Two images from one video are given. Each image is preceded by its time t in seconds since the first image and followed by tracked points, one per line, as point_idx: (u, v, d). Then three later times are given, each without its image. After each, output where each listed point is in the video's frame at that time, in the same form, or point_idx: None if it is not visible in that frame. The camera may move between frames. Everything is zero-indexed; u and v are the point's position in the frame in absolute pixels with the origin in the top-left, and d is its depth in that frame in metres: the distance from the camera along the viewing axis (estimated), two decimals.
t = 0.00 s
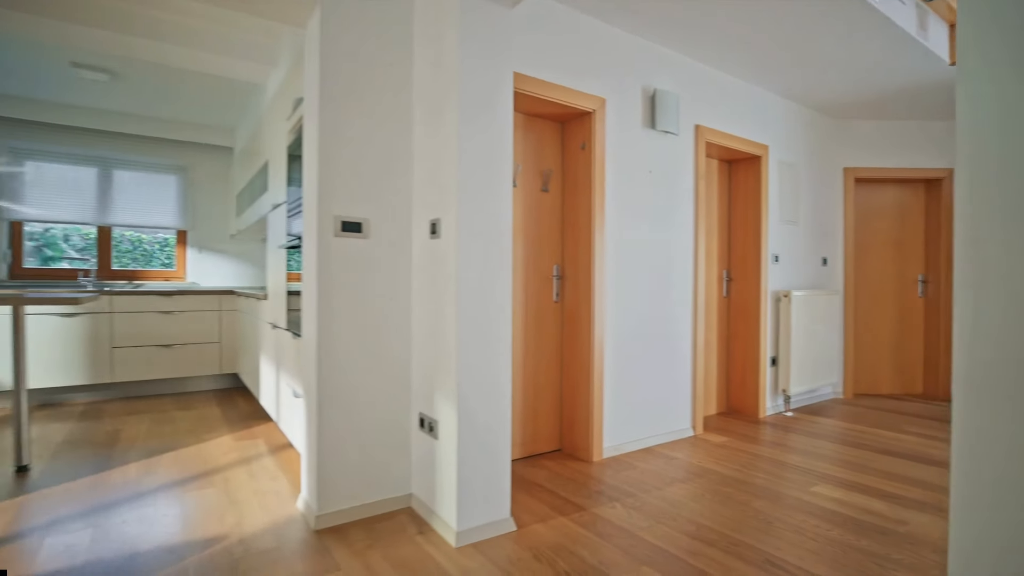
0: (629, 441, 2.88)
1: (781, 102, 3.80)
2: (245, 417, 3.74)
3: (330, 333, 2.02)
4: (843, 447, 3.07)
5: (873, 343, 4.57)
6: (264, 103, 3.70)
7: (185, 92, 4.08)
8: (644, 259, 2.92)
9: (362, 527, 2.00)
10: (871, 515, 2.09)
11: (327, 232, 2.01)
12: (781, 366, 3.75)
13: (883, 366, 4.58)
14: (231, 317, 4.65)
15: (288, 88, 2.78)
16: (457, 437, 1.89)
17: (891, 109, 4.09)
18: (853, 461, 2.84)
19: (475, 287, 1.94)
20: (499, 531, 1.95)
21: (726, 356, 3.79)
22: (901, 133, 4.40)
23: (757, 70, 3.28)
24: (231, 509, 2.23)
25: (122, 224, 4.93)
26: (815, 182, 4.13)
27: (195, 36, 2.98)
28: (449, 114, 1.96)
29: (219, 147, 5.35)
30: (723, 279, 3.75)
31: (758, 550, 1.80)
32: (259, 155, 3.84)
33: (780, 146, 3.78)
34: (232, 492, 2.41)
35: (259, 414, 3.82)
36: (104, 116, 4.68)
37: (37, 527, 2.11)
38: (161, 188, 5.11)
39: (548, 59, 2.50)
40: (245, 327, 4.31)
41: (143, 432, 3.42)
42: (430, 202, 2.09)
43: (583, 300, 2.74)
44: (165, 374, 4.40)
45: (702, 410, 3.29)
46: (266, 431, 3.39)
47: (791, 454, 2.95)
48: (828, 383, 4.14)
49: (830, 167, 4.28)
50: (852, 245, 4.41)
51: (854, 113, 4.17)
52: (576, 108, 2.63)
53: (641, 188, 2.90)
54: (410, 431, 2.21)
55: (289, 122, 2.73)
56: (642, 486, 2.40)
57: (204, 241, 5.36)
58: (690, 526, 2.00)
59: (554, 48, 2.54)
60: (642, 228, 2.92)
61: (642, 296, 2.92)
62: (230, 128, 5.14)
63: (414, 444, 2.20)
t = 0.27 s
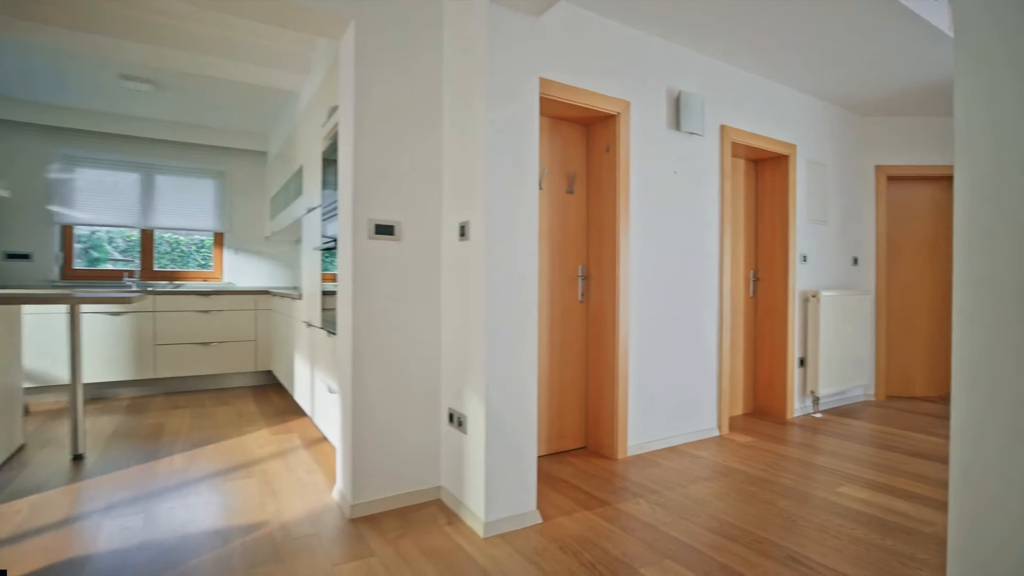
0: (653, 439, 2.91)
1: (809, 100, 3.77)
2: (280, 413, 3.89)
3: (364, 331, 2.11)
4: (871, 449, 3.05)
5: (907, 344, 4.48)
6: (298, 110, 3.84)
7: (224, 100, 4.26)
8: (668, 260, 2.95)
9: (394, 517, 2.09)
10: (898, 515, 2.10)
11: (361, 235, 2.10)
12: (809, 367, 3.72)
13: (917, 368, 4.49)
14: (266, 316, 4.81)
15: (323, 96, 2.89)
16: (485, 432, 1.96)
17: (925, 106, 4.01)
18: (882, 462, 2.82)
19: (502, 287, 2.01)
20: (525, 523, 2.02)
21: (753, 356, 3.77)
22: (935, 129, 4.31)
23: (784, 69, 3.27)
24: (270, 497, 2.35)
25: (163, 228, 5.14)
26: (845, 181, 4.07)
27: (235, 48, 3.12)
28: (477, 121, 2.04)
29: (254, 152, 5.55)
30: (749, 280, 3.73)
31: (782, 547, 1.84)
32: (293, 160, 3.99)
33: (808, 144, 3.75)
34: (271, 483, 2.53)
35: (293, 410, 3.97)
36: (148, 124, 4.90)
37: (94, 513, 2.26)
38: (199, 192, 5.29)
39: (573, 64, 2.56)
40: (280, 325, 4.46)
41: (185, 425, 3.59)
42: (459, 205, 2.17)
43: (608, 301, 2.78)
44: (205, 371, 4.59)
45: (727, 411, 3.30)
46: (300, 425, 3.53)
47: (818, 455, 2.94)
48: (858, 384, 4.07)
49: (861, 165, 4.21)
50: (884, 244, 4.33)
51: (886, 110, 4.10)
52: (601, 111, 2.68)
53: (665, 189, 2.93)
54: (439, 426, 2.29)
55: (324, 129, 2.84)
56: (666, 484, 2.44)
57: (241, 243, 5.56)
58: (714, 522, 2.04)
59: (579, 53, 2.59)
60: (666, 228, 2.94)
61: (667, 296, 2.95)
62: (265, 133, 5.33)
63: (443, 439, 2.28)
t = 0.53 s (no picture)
0: (677, 437, 2.95)
1: (837, 100, 3.74)
2: (313, 408, 4.04)
3: (397, 329, 2.21)
4: (900, 450, 3.02)
5: (940, 347, 4.39)
6: (331, 116, 3.98)
7: (261, 109, 4.44)
8: (692, 260, 2.98)
9: (424, 507, 2.19)
10: (922, 515, 2.10)
11: (394, 237, 2.20)
12: (836, 369, 3.69)
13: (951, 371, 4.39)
14: (299, 315, 4.98)
15: (357, 104, 3.02)
16: (512, 426, 2.04)
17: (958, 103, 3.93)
18: (910, 464, 2.80)
19: (528, 288, 2.08)
20: (550, 515, 2.09)
21: (778, 357, 3.76)
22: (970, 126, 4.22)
23: (810, 69, 3.27)
24: (306, 487, 2.47)
25: (203, 230, 5.37)
26: (874, 180, 4.02)
27: (273, 59, 3.27)
28: (505, 128, 2.12)
29: (288, 157, 5.75)
30: (775, 280, 3.72)
31: (803, 543, 1.87)
32: (326, 165, 4.13)
33: (835, 143, 3.72)
34: (307, 473, 2.65)
35: (325, 406, 4.11)
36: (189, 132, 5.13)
37: (146, 498, 2.42)
38: (237, 196, 5.52)
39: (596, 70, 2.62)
40: (312, 324, 4.62)
41: (225, 419, 3.76)
42: (487, 209, 2.25)
43: (631, 301, 2.83)
44: (241, 367, 4.78)
45: (752, 411, 3.30)
46: (333, 420, 3.66)
47: (844, 455, 2.93)
48: (889, 386, 4.01)
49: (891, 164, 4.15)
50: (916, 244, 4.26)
51: (917, 108, 4.03)
52: (625, 115, 2.73)
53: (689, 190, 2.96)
54: (467, 420, 2.38)
55: (357, 135, 2.96)
56: (689, 481, 2.48)
57: (275, 244, 5.75)
58: (736, 518, 2.08)
59: (603, 59, 2.65)
60: (690, 229, 2.97)
61: (690, 296, 2.98)
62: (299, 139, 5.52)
63: (470, 433, 2.37)
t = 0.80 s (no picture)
0: (699, 436, 2.99)
1: (864, 99, 3.71)
2: (344, 404, 4.18)
3: (426, 327, 2.32)
4: (927, 452, 3.00)
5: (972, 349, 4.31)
6: (362, 123, 4.13)
7: (295, 116, 4.61)
8: (714, 261, 3.02)
9: (452, 497, 2.29)
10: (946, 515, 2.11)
11: (424, 240, 2.31)
12: (862, 370, 3.67)
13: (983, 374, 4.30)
14: (330, 314, 5.15)
15: (388, 112, 3.14)
16: (536, 420, 2.12)
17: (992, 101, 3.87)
18: (937, 465, 2.79)
19: (552, 287, 2.16)
20: (573, 507, 2.17)
21: (803, 358, 3.76)
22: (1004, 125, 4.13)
23: (835, 70, 3.27)
24: (341, 477, 2.60)
25: (238, 232, 5.58)
26: (903, 180, 3.98)
27: (307, 69, 3.42)
28: (530, 134, 2.21)
29: (320, 162, 5.93)
30: (799, 281, 3.72)
31: (822, 538, 1.91)
32: (357, 169, 4.27)
33: (862, 143, 3.70)
34: (341, 465, 2.78)
35: (356, 402, 4.25)
36: (227, 139, 5.35)
37: (193, 485, 2.59)
38: (271, 199, 5.72)
39: (619, 76, 2.69)
40: (343, 324, 4.78)
41: (261, 413, 3.93)
42: (512, 213, 2.34)
43: (654, 301, 2.88)
44: (275, 365, 4.96)
45: (775, 411, 3.32)
46: (363, 416, 3.79)
47: (869, 455, 2.93)
48: (917, 388, 3.97)
49: (921, 164, 4.10)
50: (947, 245, 4.20)
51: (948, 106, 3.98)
52: (647, 119, 2.79)
53: (711, 192, 3.00)
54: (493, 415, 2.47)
55: (388, 142, 3.09)
56: (710, 477, 2.53)
57: (307, 246, 5.94)
58: (756, 514, 2.12)
59: (626, 65, 2.72)
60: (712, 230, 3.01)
61: (712, 296, 3.02)
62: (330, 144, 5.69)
63: (496, 428, 2.46)
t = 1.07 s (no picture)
0: (720, 435, 3.02)
1: (890, 99, 3.69)
2: (372, 401, 4.31)
3: (453, 326, 2.42)
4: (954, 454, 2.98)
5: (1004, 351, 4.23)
6: (390, 128, 4.25)
7: (325, 122, 4.77)
8: (736, 261, 3.05)
9: (478, 490, 2.38)
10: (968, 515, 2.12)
11: (451, 242, 2.41)
12: (888, 371, 3.65)
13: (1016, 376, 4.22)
14: (357, 314, 5.30)
15: (416, 118, 3.25)
16: (559, 416, 2.19)
17: None
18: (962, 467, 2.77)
19: (575, 289, 2.23)
20: (594, 501, 2.23)
21: (826, 358, 3.75)
22: None
23: (859, 70, 3.26)
24: (370, 470, 2.72)
25: (270, 235, 5.77)
26: (931, 179, 3.93)
27: (339, 78, 3.55)
28: (553, 140, 2.29)
29: (348, 166, 6.10)
30: (823, 281, 3.72)
31: (840, 535, 1.94)
32: (385, 173, 4.40)
33: (888, 143, 3.68)
34: (370, 458, 2.89)
35: (383, 399, 4.38)
36: (260, 145, 5.55)
37: (231, 475, 2.73)
38: (302, 203, 5.90)
39: (640, 81, 2.75)
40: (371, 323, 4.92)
41: (294, 409, 4.08)
42: (536, 216, 2.42)
43: (675, 302, 2.93)
44: (306, 362, 5.13)
45: (798, 412, 3.32)
46: (391, 412, 3.91)
47: (893, 456, 2.93)
48: (945, 390, 3.92)
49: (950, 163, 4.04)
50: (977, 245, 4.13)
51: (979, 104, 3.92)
52: (668, 122, 2.84)
53: (733, 194, 3.03)
54: (517, 411, 2.55)
55: (416, 147, 3.19)
56: (730, 475, 2.57)
57: (336, 248, 6.11)
58: (775, 510, 2.16)
59: (648, 71, 2.77)
60: (734, 231, 3.04)
61: (734, 297, 3.05)
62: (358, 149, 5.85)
63: (520, 424, 2.54)
